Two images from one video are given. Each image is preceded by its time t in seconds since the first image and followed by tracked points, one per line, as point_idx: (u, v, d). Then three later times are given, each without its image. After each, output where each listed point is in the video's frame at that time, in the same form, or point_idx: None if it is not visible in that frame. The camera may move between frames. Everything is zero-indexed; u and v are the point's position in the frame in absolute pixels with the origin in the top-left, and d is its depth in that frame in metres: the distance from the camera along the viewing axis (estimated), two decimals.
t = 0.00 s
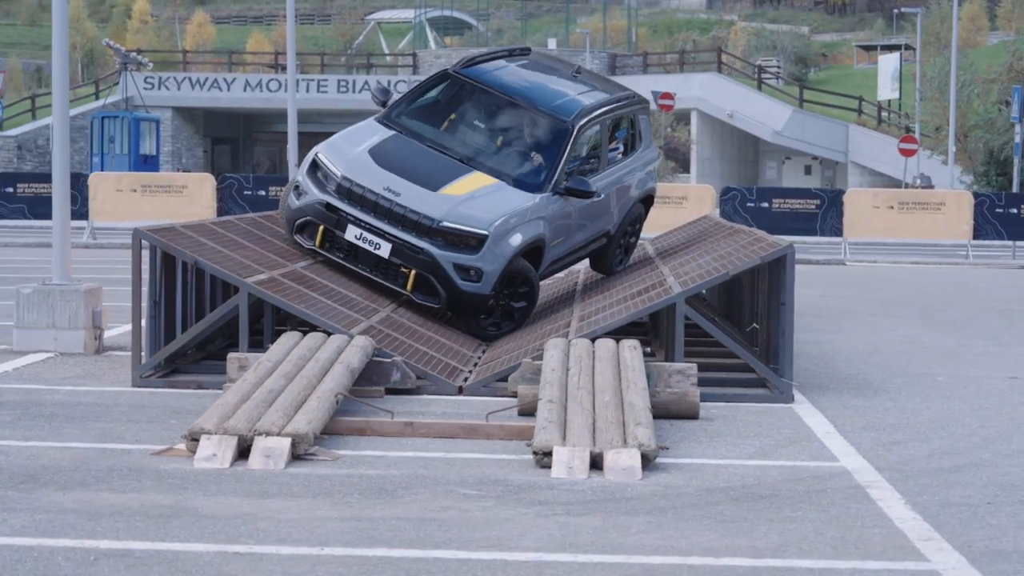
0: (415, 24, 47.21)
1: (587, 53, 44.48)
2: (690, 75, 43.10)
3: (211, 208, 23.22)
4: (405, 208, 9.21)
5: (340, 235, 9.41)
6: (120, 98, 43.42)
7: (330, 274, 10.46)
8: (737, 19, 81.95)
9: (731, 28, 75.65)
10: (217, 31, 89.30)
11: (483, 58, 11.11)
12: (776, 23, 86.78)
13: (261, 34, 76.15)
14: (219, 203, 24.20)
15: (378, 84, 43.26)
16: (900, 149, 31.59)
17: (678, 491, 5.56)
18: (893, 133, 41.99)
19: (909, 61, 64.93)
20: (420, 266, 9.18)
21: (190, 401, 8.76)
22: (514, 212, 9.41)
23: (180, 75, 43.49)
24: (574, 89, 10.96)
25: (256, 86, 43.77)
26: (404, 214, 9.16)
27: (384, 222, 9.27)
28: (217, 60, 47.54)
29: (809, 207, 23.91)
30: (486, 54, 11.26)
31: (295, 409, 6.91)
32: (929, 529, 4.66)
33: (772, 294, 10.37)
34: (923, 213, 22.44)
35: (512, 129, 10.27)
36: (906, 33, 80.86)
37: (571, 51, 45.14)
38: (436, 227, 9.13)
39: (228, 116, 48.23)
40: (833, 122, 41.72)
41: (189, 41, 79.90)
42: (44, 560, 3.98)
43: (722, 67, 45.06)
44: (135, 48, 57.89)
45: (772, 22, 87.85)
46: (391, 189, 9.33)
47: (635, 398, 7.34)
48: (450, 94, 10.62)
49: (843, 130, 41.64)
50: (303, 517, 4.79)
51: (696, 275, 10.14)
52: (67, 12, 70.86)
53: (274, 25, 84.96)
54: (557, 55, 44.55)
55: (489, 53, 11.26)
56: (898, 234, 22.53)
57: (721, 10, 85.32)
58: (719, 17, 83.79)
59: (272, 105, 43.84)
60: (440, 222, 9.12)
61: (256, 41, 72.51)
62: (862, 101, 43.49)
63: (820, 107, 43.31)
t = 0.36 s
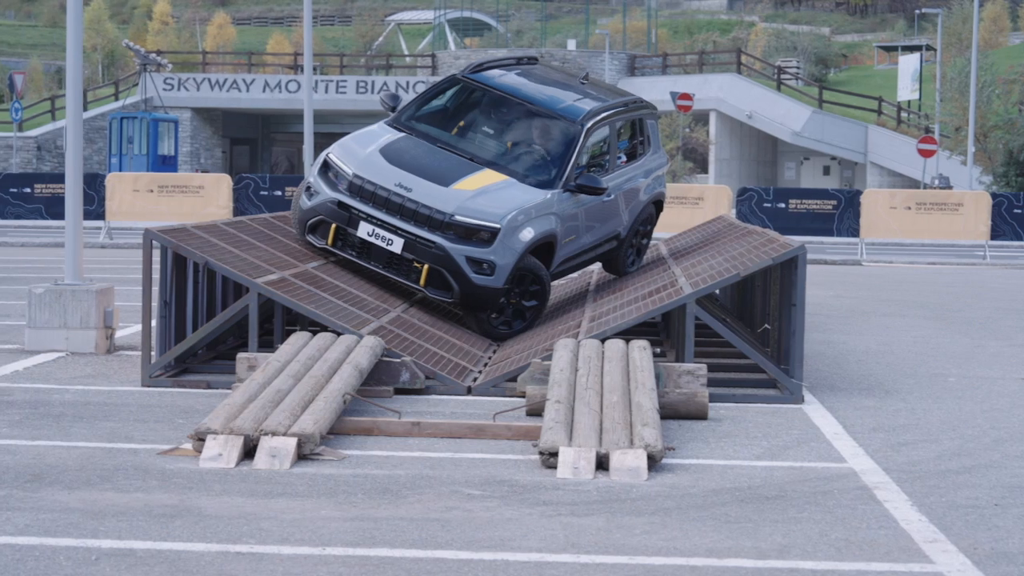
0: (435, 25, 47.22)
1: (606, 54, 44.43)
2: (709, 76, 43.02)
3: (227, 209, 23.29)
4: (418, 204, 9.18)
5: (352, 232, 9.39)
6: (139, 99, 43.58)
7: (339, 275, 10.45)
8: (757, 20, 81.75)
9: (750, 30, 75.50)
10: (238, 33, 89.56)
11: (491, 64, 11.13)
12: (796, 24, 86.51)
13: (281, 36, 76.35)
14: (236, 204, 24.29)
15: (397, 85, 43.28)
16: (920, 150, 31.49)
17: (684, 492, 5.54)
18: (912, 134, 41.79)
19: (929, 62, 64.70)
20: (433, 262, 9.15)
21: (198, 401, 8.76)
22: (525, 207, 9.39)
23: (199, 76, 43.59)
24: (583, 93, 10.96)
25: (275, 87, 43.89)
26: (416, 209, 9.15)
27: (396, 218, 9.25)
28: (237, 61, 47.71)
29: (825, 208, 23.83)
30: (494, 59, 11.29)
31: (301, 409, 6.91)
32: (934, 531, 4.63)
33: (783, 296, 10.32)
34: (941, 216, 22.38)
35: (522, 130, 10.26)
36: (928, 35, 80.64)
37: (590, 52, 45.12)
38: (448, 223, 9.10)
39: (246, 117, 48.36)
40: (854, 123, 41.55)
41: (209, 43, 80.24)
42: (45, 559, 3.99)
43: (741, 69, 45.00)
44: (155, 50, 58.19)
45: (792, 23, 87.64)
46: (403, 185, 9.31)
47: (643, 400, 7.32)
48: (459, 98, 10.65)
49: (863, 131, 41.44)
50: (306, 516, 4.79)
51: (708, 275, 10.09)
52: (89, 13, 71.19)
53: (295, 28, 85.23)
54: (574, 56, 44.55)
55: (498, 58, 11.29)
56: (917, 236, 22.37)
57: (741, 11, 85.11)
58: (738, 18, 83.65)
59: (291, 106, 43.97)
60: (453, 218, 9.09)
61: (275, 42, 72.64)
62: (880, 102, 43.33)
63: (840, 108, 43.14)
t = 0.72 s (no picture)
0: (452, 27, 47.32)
1: (623, 55, 44.34)
2: (726, 77, 42.92)
3: (243, 209, 23.33)
4: (430, 206, 9.17)
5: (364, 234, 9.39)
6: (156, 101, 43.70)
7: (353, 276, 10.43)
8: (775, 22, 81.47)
9: (769, 31, 75.26)
10: (257, 34, 89.70)
11: (507, 64, 11.11)
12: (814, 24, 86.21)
13: (299, 38, 76.42)
14: (251, 205, 24.34)
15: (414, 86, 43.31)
16: (937, 151, 31.36)
17: (690, 492, 5.53)
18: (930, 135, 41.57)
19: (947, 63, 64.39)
20: (445, 264, 9.13)
21: (207, 401, 8.77)
22: (538, 210, 9.37)
23: (217, 77, 43.69)
24: (598, 94, 10.92)
25: (292, 88, 43.98)
26: (428, 212, 9.13)
27: (408, 220, 9.24)
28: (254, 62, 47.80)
29: (842, 209, 23.70)
30: (511, 59, 11.27)
31: (310, 409, 6.91)
32: (941, 532, 4.60)
33: (796, 297, 10.25)
34: (958, 216, 22.26)
35: (536, 131, 10.22)
36: (947, 36, 80.18)
37: (606, 53, 45.08)
38: (459, 226, 9.09)
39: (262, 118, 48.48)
40: (871, 124, 41.38)
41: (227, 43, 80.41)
42: (48, 560, 4.00)
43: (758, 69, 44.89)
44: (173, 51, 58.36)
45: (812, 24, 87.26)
46: (415, 187, 9.30)
47: (654, 400, 7.30)
48: (475, 97, 10.64)
49: (880, 132, 41.26)
50: (311, 517, 4.78)
51: (719, 277, 10.04)
52: (107, 14, 71.40)
53: (312, 30, 85.40)
54: (591, 57, 44.50)
55: (514, 58, 11.26)
56: (933, 236, 22.29)
57: (759, 13, 84.82)
58: (756, 18, 83.36)
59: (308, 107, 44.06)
60: (465, 220, 9.08)
61: (293, 43, 72.71)
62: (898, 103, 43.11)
63: (858, 109, 42.96)
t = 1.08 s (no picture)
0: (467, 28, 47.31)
1: (637, 56, 44.28)
2: (740, 78, 42.81)
3: (256, 210, 23.34)
4: (440, 208, 9.16)
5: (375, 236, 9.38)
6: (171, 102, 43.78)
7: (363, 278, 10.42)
8: (791, 23, 81.23)
9: (785, 32, 75.07)
10: (272, 36, 89.84)
11: (521, 63, 11.09)
12: (830, 25, 85.95)
13: (314, 40, 76.55)
14: (265, 206, 24.36)
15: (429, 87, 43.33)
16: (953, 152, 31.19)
17: (698, 493, 5.51)
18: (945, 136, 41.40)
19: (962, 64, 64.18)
20: (455, 266, 9.12)
21: (218, 402, 8.77)
22: (549, 212, 9.36)
23: (231, 79, 43.78)
24: (612, 94, 10.89)
25: (307, 90, 44.06)
26: (439, 214, 9.12)
27: (419, 222, 9.24)
28: (268, 64, 47.89)
29: (855, 210, 23.54)
30: (525, 58, 11.26)
31: (319, 409, 6.90)
32: (949, 533, 4.58)
33: (807, 299, 10.19)
34: (972, 217, 22.18)
35: (549, 132, 10.20)
36: (961, 37, 79.95)
37: (620, 54, 45.02)
38: (470, 228, 9.08)
39: (276, 119, 48.53)
40: (886, 125, 41.25)
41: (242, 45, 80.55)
42: (53, 559, 4.01)
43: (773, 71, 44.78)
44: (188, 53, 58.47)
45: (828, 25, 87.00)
46: (427, 189, 9.29)
47: (664, 400, 7.27)
48: (488, 97, 10.63)
49: (895, 133, 41.12)
50: (317, 517, 4.77)
51: (729, 279, 10.00)
52: (122, 16, 71.55)
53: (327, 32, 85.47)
54: (606, 58, 44.46)
55: (529, 57, 11.24)
56: (947, 238, 22.21)
57: (774, 14, 84.60)
58: (771, 19, 83.15)
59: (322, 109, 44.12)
60: (475, 222, 9.06)
61: (307, 45, 72.75)
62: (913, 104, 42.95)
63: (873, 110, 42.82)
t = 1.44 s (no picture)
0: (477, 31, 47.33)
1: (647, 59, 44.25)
2: (751, 81, 42.77)
3: (265, 213, 23.33)
4: (449, 208, 9.16)
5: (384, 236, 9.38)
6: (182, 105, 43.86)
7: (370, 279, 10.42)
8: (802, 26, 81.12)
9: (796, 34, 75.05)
10: (284, 38, 90.01)
11: (530, 65, 11.09)
12: (840, 28, 85.85)
13: (326, 42, 76.64)
14: (274, 208, 24.38)
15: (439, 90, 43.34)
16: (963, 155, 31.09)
17: (704, 494, 5.50)
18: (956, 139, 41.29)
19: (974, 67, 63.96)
20: (464, 266, 9.11)
21: (225, 403, 8.76)
22: (558, 212, 9.35)
23: (242, 81, 43.87)
24: (620, 96, 10.88)
25: (318, 93, 44.12)
26: (448, 213, 9.12)
27: (428, 222, 9.24)
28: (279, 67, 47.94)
29: (866, 213, 23.47)
30: (533, 60, 11.27)
31: (325, 410, 6.90)
32: (955, 535, 4.56)
33: (815, 300, 10.15)
34: (983, 220, 22.14)
35: (558, 133, 10.20)
36: (975, 40, 79.66)
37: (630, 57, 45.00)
38: (479, 228, 9.07)
39: (287, 121, 48.58)
40: (897, 128, 41.15)
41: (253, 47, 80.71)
42: (57, 559, 4.01)
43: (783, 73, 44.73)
44: (200, 56, 58.62)
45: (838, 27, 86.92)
46: (436, 190, 9.29)
47: (672, 402, 7.25)
48: (497, 98, 10.63)
49: (906, 136, 41.00)
50: (322, 518, 4.77)
51: (738, 279, 9.98)
52: (134, 18, 71.74)
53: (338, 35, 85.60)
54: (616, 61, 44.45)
55: (538, 59, 11.24)
56: (957, 241, 22.17)
57: (785, 16, 84.45)
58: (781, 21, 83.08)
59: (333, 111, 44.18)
60: (484, 222, 9.06)
61: (318, 47, 72.82)
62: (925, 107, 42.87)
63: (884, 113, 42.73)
